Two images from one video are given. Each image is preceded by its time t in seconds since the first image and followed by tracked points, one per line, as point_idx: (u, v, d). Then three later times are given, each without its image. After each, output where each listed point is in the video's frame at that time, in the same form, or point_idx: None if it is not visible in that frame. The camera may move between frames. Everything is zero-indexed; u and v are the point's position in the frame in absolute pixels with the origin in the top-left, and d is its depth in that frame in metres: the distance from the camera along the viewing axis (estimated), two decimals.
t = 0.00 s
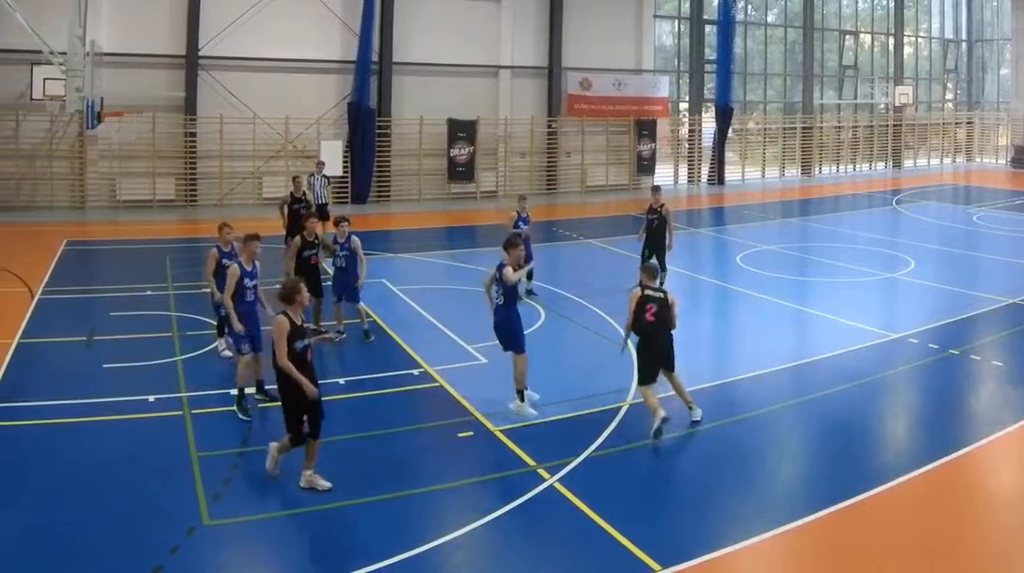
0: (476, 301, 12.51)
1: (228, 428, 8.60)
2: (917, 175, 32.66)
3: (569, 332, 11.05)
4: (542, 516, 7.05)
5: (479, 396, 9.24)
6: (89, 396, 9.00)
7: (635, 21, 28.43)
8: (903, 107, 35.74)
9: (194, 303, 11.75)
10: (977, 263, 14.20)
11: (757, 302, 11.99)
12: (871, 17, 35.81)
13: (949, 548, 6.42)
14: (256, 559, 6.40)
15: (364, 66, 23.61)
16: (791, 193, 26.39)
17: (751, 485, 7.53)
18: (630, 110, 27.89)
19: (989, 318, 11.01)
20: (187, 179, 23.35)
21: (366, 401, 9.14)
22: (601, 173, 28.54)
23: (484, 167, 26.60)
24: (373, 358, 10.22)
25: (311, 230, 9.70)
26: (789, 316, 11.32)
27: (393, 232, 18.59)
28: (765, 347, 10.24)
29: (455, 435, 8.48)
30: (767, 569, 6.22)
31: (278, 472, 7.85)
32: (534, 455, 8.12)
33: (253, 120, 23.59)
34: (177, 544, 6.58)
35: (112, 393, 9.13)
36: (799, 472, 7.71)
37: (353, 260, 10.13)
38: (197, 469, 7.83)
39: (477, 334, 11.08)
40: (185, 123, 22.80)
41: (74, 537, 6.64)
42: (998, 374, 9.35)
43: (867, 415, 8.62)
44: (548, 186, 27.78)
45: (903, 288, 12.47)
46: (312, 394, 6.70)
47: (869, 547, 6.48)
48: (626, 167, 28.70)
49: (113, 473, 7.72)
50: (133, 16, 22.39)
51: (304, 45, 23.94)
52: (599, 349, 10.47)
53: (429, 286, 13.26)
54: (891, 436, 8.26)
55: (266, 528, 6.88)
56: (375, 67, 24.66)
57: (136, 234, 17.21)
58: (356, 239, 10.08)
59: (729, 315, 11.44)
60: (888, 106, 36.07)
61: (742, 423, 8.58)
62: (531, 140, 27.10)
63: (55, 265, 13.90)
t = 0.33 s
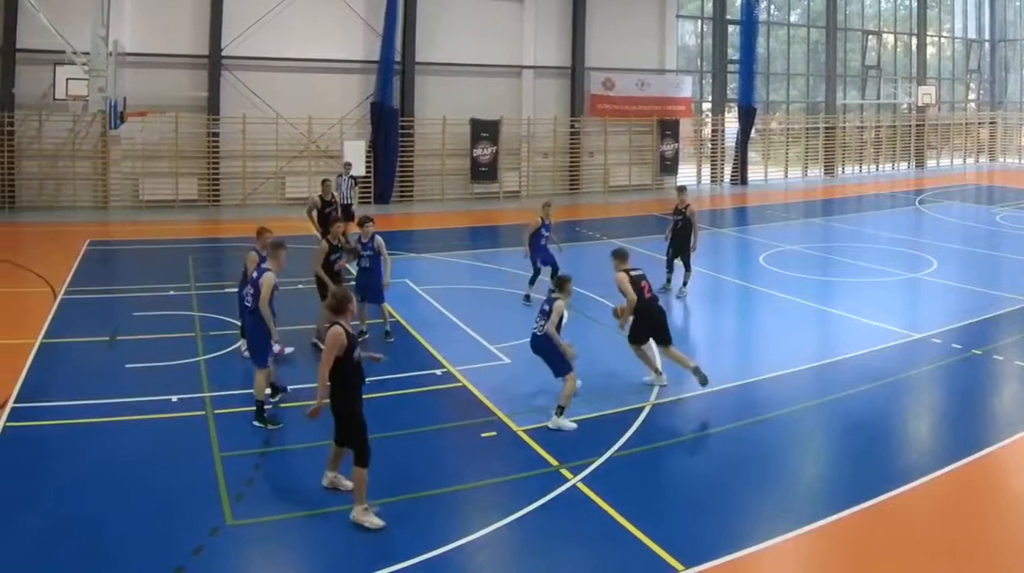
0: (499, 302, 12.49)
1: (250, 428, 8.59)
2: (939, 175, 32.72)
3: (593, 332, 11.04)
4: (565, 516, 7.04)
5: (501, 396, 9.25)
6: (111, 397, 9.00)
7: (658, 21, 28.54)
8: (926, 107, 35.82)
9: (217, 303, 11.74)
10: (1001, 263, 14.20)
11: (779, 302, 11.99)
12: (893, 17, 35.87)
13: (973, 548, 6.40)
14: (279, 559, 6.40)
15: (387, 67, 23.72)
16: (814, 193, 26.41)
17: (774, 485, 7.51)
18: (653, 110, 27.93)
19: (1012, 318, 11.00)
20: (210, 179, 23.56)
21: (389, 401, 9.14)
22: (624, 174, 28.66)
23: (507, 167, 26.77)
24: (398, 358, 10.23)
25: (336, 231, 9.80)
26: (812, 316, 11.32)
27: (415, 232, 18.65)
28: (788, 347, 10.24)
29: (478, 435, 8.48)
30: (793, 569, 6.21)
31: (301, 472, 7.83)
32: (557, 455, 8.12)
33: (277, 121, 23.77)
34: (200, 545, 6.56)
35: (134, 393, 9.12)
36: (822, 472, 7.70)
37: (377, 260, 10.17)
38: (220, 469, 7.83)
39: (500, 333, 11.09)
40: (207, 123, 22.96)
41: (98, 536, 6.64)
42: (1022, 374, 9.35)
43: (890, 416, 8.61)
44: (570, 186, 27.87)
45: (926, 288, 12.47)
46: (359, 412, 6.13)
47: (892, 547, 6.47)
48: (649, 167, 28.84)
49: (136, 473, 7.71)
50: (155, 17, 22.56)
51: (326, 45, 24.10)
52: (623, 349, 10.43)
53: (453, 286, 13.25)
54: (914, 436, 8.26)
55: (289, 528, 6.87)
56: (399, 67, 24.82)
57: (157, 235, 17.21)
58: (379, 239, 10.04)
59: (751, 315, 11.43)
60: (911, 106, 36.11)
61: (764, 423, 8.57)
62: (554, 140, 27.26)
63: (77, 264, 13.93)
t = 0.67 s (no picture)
0: (520, 303, 12.50)
1: (272, 429, 8.59)
2: (963, 176, 32.68)
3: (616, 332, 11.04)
4: (587, 516, 7.04)
5: (524, 396, 9.24)
6: (134, 397, 9.00)
7: (680, 21, 28.59)
8: (949, 107, 35.83)
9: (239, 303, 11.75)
10: None
11: (800, 302, 11.98)
12: (916, 17, 35.84)
13: (995, 550, 6.40)
14: (304, 559, 6.39)
15: (409, 66, 24.12)
16: (837, 193, 26.37)
17: (796, 485, 7.51)
18: (676, 110, 28.29)
19: None
20: (232, 179, 23.82)
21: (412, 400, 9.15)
22: (647, 174, 28.77)
23: (530, 167, 26.91)
24: (422, 357, 10.24)
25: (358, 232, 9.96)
26: (834, 316, 11.32)
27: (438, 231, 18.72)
28: (811, 348, 10.23)
29: (501, 436, 8.47)
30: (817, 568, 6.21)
31: (323, 471, 7.83)
32: (579, 455, 8.11)
33: (300, 120, 24.06)
34: (224, 544, 6.56)
35: (157, 393, 9.12)
36: (844, 472, 7.70)
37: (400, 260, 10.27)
38: (243, 469, 7.83)
39: (523, 333, 11.09)
40: (230, 121, 23.28)
41: (121, 535, 6.65)
42: None
43: (913, 416, 8.60)
44: (593, 187, 28.01)
45: (948, 288, 12.48)
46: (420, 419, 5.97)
47: (915, 547, 6.48)
48: (672, 167, 28.95)
49: (158, 472, 7.72)
50: (178, 18, 22.94)
51: (347, 46, 24.41)
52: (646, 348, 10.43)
53: (477, 286, 13.26)
54: (936, 437, 8.26)
55: (311, 529, 6.86)
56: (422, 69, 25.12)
57: (177, 235, 17.20)
58: (402, 239, 10.20)
59: (773, 316, 11.43)
60: (934, 106, 36.12)
61: (788, 423, 8.58)
62: (576, 140, 27.41)
63: (99, 264, 13.98)
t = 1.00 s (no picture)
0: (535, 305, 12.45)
1: (294, 429, 8.58)
2: (985, 175, 32.77)
3: (638, 331, 11.04)
4: (610, 517, 7.03)
5: (546, 395, 9.25)
6: (157, 397, 9.01)
7: (704, 22, 28.69)
8: (972, 107, 35.90)
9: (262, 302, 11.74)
10: None
11: (820, 302, 11.99)
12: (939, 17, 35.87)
13: (1018, 551, 6.40)
14: (328, 559, 6.39)
15: (432, 65, 23.89)
16: (860, 193, 26.43)
17: (820, 485, 7.51)
18: (699, 110, 28.44)
19: None
20: (256, 179, 23.99)
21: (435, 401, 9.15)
22: (670, 174, 28.87)
23: (553, 167, 26.94)
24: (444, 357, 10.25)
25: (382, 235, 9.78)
26: (855, 316, 11.32)
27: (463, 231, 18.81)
28: (834, 348, 10.24)
29: (523, 436, 8.47)
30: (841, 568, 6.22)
31: (346, 471, 7.83)
32: (601, 455, 8.11)
33: (325, 120, 24.28)
34: (247, 544, 6.56)
35: (180, 393, 9.13)
36: (866, 472, 7.69)
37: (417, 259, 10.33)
38: (266, 469, 7.82)
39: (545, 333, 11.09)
40: (252, 121, 23.48)
41: (144, 534, 6.65)
42: None
43: (937, 416, 8.60)
44: (616, 187, 28.16)
45: (970, 288, 12.48)
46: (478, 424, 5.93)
47: (938, 547, 6.48)
48: (695, 167, 29.05)
49: (181, 472, 7.73)
50: (201, 18, 23.16)
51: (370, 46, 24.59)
52: (669, 348, 10.44)
53: (500, 286, 13.26)
54: (959, 437, 8.25)
55: (334, 529, 6.85)
56: (444, 69, 25.25)
57: (200, 235, 17.24)
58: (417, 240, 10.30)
59: (794, 316, 11.44)
60: (957, 106, 36.17)
61: (811, 423, 8.58)
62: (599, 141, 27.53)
63: (122, 264, 14.02)
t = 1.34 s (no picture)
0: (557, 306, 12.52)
1: (317, 429, 8.58)
2: (1007, 175, 32.81)
3: (659, 331, 11.05)
4: (632, 517, 7.02)
5: (568, 395, 9.25)
6: (179, 397, 9.01)
7: (726, 22, 28.71)
8: (994, 107, 35.93)
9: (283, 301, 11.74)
10: None
11: (840, 302, 12.00)
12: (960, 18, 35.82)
13: None
14: (351, 559, 6.39)
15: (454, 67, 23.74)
16: (882, 193, 26.44)
17: (841, 485, 7.50)
18: (720, 110, 28.06)
19: None
20: (277, 179, 24.11)
21: (455, 402, 9.14)
22: (692, 174, 28.93)
23: (574, 167, 27.11)
24: (466, 358, 10.28)
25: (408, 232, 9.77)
26: (876, 316, 11.33)
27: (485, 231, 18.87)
28: (855, 348, 10.24)
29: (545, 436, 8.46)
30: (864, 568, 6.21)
31: (366, 472, 7.82)
32: (623, 455, 8.11)
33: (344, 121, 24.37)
34: (268, 544, 6.56)
35: (201, 393, 9.14)
36: (887, 472, 7.68)
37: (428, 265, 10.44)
38: (287, 469, 7.81)
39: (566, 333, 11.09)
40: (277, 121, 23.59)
41: (162, 534, 6.65)
42: None
43: (958, 416, 8.59)
44: (638, 186, 28.25)
45: (993, 288, 12.49)
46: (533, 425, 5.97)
47: (959, 548, 6.47)
48: (717, 167, 29.14)
49: (202, 472, 7.72)
50: (225, 18, 23.31)
51: (395, 45, 24.68)
52: (691, 349, 10.43)
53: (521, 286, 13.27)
54: (980, 437, 8.24)
55: (356, 530, 6.84)
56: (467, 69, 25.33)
57: (224, 235, 17.25)
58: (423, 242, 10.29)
59: (814, 316, 11.44)
60: (978, 106, 36.16)
61: (834, 423, 8.58)
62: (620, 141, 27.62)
63: (143, 264, 14.05)
